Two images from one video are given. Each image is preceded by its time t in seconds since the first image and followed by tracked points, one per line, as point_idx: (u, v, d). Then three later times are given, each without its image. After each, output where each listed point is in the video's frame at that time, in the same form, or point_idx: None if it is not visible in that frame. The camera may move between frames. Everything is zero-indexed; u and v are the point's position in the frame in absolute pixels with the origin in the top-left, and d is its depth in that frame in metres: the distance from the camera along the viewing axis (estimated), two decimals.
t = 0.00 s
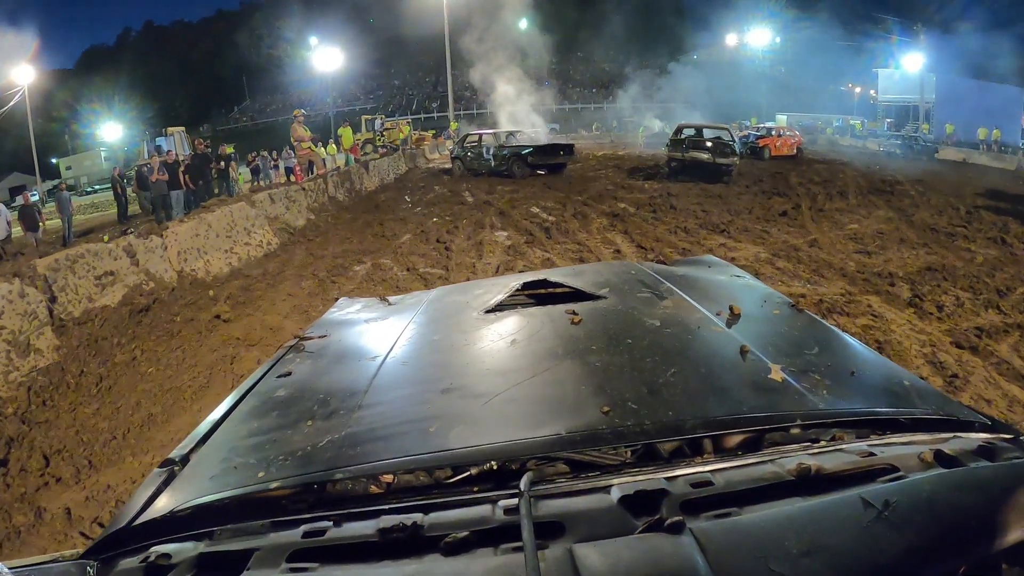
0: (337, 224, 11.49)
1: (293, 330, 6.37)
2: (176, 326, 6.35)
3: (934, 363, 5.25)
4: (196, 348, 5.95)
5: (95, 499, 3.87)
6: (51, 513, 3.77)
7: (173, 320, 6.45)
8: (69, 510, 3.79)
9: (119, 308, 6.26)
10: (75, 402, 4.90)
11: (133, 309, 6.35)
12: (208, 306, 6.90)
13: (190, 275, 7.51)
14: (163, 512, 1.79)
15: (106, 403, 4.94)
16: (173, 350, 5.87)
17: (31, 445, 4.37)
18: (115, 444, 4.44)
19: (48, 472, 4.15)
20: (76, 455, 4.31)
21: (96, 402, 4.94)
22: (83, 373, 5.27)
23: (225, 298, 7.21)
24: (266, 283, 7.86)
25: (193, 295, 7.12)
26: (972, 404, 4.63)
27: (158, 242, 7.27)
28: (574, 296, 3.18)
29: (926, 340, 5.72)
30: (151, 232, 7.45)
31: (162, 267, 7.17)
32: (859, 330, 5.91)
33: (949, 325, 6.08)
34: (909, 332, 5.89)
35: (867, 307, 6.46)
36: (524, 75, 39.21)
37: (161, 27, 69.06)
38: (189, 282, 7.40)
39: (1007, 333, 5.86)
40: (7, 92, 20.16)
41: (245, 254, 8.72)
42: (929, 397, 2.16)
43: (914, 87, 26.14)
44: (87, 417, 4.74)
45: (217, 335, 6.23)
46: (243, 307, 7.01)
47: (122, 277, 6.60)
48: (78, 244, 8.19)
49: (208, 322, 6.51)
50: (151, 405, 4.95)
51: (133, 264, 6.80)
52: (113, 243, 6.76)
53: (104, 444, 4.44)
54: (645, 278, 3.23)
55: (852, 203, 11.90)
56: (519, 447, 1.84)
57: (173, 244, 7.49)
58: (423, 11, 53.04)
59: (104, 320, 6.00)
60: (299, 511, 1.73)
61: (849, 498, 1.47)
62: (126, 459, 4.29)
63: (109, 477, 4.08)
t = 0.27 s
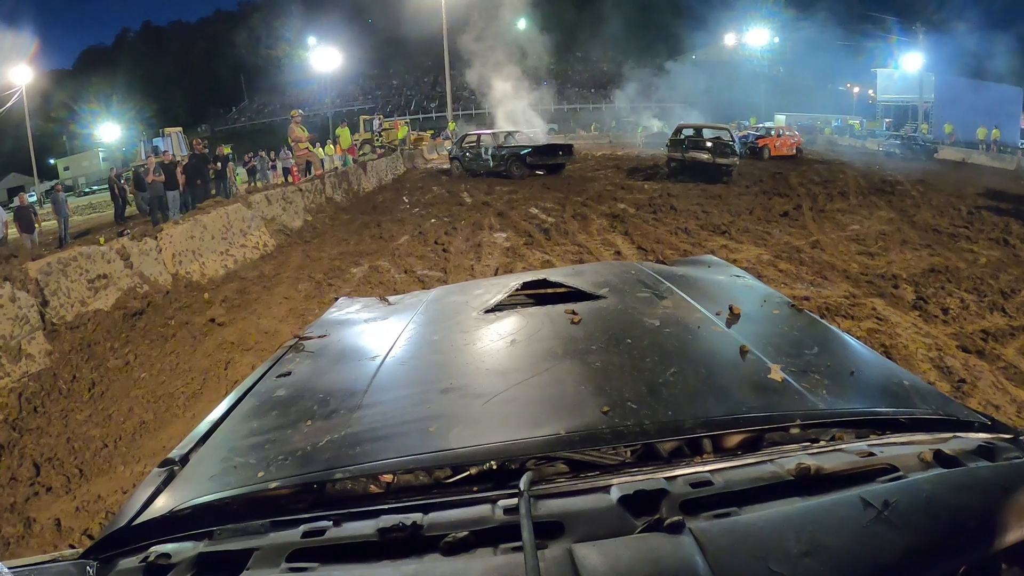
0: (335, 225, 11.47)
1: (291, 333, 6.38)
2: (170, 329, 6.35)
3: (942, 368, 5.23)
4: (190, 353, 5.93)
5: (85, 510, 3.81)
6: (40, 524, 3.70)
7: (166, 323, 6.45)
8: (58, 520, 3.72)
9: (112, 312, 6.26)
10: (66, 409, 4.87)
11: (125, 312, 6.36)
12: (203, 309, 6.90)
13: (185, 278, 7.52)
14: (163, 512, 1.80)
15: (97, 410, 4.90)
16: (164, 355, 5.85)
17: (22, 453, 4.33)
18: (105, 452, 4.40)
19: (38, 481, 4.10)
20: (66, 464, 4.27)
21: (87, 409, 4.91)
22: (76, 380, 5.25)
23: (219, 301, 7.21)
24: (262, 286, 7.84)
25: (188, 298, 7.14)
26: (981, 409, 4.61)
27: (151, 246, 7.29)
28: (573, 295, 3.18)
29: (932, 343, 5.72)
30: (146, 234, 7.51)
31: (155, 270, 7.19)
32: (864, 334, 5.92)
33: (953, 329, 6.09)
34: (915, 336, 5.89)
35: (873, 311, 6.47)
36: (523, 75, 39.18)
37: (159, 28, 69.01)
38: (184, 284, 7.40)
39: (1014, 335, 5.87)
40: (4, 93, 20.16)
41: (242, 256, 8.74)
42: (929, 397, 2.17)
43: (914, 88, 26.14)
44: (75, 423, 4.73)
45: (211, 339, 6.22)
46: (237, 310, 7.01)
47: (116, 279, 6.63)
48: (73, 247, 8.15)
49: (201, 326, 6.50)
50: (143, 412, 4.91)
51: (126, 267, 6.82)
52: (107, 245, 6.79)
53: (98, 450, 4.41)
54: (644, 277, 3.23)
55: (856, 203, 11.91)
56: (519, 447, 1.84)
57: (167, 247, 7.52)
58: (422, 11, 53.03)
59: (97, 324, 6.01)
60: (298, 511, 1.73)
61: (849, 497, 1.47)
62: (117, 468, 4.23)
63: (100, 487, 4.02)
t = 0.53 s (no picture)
0: (334, 226, 11.46)
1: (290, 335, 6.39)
2: (166, 331, 6.35)
3: (944, 370, 5.23)
4: (187, 355, 5.92)
5: (81, 515, 3.80)
6: (35, 529, 3.69)
7: (165, 325, 6.46)
8: (54, 525, 3.72)
9: (110, 313, 6.27)
10: (62, 413, 4.87)
11: (123, 314, 6.36)
12: (200, 310, 6.90)
13: (182, 279, 7.52)
14: (162, 512, 1.80)
15: (93, 414, 4.89)
16: (163, 356, 5.86)
17: (17, 456, 4.33)
18: (101, 456, 4.39)
19: (34, 485, 4.09)
20: (62, 468, 4.26)
21: (82, 412, 4.91)
22: (72, 382, 5.25)
23: (217, 303, 7.20)
24: (260, 287, 7.83)
25: (185, 299, 7.14)
26: (984, 412, 4.60)
27: (149, 247, 7.29)
28: (573, 295, 3.18)
29: (933, 345, 5.74)
30: (143, 235, 7.53)
31: (153, 270, 7.19)
32: (866, 336, 5.92)
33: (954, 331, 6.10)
34: (916, 338, 5.89)
35: (873, 313, 6.48)
36: (522, 75, 39.15)
37: (158, 27, 68.93)
38: (181, 286, 7.40)
39: (1016, 337, 5.87)
40: (3, 93, 20.14)
41: (240, 257, 8.74)
42: (929, 397, 2.17)
43: (913, 88, 26.16)
44: (74, 425, 4.73)
45: (211, 341, 6.22)
46: (234, 312, 7.00)
47: (113, 281, 6.63)
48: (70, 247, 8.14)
49: (200, 327, 6.51)
50: (139, 415, 4.90)
51: (124, 268, 6.82)
52: (104, 247, 6.79)
53: (95, 453, 4.41)
54: (644, 277, 3.23)
55: (856, 203, 11.90)
56: (519, 447, 1.84)
57: (165, 248, 7.52)
58: (422, 11, 53.03)
59: (93, 326, 6.01)
60: (298, 511, 1.72)
61: (848, 497, 1.47)
62: (114, 472, 4.23)
63: (97, 491, 4.02)
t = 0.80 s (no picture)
0: (333, 226, 11.46)
1: (289, 335, 6.39)
2: (166, 332, 6.35)
3: (944, 371, 5.24)
4: (187, 355, 5.92)
5: (80, 515, 3.80)
6: (35, 530, 3.69)
7: (164, 325, 6.46)
8: (53, 525, 3.72)
9: (109, 313, 6.28)
10: (61, 413, 4.87)
11: (123, 314, 6.36)
12: (200, 311, 6.90)
13: (182, 279, 7.52)
14: (162, 512, 1.79)
15: (92, 414, 4.89)
16: (162, 357, 5.86)
17: (16, 457, 4.33)
18: (100, 457, 4.38)
19: (33, 486, 4.09)
20: (61, 468, 4.26)
21: (82, 413, 4.91)
22: (71, 383, 5.25)
23: (216, 303, 7.20)
24: (260, 288, 7.83)
25: (185, 300, 7.15)
26: (984, 412, 4.61)
27: (149, 247, 7.30)
28: (573, 295, 3.18)
29: (933, 345, 5.74)
30: (143, 235, 7.52)
31: (153, 270, 7.19)
32: (867, 336, 5.92)
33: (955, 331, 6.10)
34: (917, 338, 5.89)
35: (873, 313, 6.48)
36: (522, 75, 39.13)
37: (157, 27, 68.90)
38: (181, 286, 7.41)
39: (1017, 337, 5.87)
40: (3, 93, 20.11)
41: (240, 257, 8.75)
42: (929, 397, 2.17)
43: (913, 88, 26.16)
44: (74, 425, 4.74)
45: (210, 341, 6.22)
46: (234, 312, 7.00)
47: (112, 281, 6.63)
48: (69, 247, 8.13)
49: (200, 327, 6.52)
50: (139, 415, 4.90)
51: (123, 268, 6.82)
52: (104, 247, 6.80)
53: (95, 454, 4.41)
54: (644, 277, 3.23)
55: (856, 203, 11.90)
56: (519, 447, 1.84)
57: (164, 248, 7.53)
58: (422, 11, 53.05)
59: (93, 326, 6.01)
60: (298, 511, 1.72)
61: (847, 498, 1.47)
62: (113, 472, 4.23)
63: (97, 491, 4.02)
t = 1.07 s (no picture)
0: (333, 226, 11.47)
1: (289, 335, 6.39)
2: (166, 332, 6.35)
3: (944, 371, 5.24)
4: (187, 355, 5.92)
5: (80, 515, 3.80)
6: (34, 529, 3.69)
7: (164, 325, 6.46)
8: (53, 525, 3.72)
9: (109, 313, 6.28)
10: (61, 413, 4.87)
11: (123, 314, 6.36)
12: (200, 311, 6.90)
13: (182, 279, 7.52)
14: (161, 512, 1.79)
15: (92, 414, 4.89)
16: (162, 356, 5.86)
17: (16, 457, 4.32)
18: (100, 457, 4.38)
19: (33, 486, 4.09)
20: (61, 468, 4.26)
21: (82, 412, 4.91)
22: (71, 382, 5.25)
23: (217, 303, 7.21)
24: (259, 288, 7.83)
25: (185, 299, 7.15)
26: (984, 412, 4.61)
27: (149, 247, 7.30)
28: (573, 295, 3.19)
29: (933, 345, 5.75)
30: (143, 235, 7.53)
31: (153, 270, 7.19)
32: (868, 336, 5.92)
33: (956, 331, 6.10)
34: (917, 338, 5.90)
35: (873, 313, 6.48)
36: (522, 75, 39.15)
37: (158, 27, 68.90)
38: (181, 286, 7.41)
39: (1016, 337, 5.87)
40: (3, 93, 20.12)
41: (240, 257, 8.74)
42: (928, 397, 2.17)
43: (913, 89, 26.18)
44: (73, 425, 4.74)
45: (210, 341, 6.22)
46: (234, 312, 7.01)
47: (113, 281, 6.63)
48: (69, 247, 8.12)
49: (199, 327, 6.52)
50: (139, 415, 4.90)
51: (123, 268, 6.82)
52: (104, 247, 6.80)
53: (94, 454, 4.41)
54: (644, 277, 3.23)
55: (856, 203, 11.91)
56: (519, 447, 1.84)
57: (164, 248, 7.53)
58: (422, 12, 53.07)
59: (93, 326, 6.00)
60: (298, 511, 1.72)
61: (848, 498, 1.47)
62: (113, 472, 4.23)
63: (96, 491, 4.03)
